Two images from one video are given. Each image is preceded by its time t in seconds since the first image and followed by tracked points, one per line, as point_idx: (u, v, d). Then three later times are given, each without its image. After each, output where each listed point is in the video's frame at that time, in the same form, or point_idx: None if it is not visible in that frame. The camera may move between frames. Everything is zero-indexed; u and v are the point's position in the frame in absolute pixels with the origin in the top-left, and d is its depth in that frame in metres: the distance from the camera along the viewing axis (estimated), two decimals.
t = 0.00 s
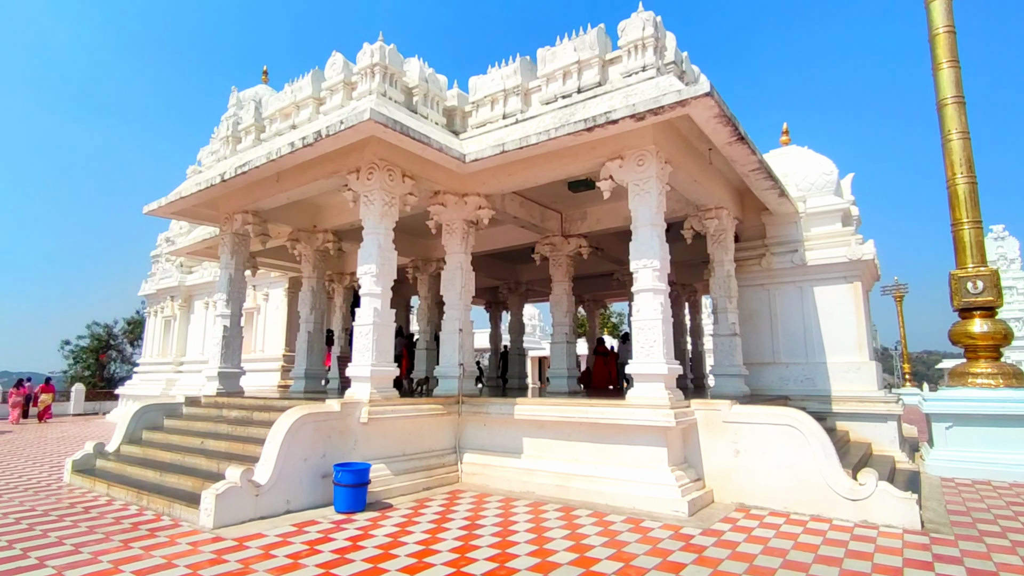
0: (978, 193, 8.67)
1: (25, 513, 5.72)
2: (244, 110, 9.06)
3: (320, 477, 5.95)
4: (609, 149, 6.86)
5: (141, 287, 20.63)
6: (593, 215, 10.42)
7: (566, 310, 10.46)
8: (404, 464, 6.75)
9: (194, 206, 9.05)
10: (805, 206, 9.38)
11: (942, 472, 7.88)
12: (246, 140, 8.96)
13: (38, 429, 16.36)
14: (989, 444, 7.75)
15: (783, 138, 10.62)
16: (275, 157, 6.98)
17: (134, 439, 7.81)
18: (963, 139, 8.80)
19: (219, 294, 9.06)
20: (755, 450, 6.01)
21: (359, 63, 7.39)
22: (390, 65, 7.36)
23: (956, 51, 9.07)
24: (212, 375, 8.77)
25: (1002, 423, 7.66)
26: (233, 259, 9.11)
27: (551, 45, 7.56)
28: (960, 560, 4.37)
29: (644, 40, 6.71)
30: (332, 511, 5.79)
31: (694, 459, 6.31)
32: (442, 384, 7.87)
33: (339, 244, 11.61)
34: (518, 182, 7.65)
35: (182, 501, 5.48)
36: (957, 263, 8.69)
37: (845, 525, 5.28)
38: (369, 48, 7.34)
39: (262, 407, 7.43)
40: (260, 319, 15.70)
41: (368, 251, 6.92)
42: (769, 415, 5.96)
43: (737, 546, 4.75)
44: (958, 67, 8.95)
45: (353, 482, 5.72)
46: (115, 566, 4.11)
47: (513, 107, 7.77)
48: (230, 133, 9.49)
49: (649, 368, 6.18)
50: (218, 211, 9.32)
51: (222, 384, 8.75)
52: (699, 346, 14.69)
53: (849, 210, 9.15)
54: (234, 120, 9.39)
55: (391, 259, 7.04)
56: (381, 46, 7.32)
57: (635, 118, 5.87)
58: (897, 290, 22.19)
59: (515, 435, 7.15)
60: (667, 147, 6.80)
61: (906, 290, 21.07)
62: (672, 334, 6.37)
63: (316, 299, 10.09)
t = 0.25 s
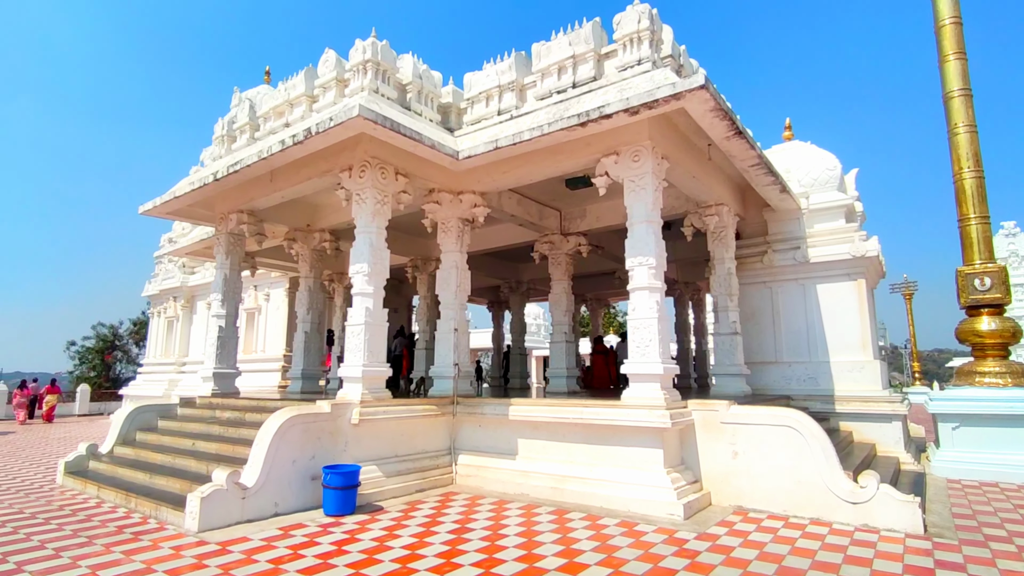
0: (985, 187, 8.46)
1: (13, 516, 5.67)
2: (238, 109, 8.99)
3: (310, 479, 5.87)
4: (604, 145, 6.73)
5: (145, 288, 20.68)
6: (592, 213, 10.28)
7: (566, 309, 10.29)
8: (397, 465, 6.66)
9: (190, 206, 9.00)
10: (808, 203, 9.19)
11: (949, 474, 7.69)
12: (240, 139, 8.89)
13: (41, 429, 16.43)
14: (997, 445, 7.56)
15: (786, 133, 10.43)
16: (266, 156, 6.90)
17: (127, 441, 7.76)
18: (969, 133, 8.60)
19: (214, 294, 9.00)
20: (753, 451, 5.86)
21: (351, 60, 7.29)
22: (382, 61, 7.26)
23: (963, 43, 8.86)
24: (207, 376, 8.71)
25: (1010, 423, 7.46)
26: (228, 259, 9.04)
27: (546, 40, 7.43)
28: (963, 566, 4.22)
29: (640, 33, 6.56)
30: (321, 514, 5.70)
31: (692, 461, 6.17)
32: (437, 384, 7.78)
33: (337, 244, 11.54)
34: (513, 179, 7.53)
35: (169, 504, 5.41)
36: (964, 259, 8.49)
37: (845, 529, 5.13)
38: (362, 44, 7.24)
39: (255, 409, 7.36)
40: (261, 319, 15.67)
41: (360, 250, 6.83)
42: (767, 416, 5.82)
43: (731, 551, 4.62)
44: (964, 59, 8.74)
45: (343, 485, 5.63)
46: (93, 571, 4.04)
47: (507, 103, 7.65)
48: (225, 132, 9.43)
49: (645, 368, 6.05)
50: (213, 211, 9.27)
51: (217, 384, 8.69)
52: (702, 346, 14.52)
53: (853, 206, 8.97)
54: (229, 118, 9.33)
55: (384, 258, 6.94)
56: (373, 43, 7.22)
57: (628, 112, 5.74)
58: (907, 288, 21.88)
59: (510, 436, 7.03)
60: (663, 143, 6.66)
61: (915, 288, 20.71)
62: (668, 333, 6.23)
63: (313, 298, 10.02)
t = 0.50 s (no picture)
0: (990, 182, 8.26)
1: None
2: (230, 107, 8.92)
3: (295, 481, 5.77)
4: (596, 140, 6.60)
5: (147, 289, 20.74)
6: (589, 211, 10.15)
7: (563, 308, 10.10)
8: (385, 467, 6.56)
9: (182, 205, 8.94)
10: (808, 198, 8.99)
11: (952, 476, 7.50)
12: (232, 137, 8.81)
13: (44, 430, 16.50)
14: (1002, 446, 7.36)
15: (786, 128, 10.24)
16: (254, 153, 6.82)
17: (117, 442, 7.69)
18: (974, 126, 8.40)
19: (207, 294, 8.92)
20: (748, 453, 5.71)
21: (340, 56, 7.19)
22: (371, 57, 7.15)
23: (967, 34, 8.66)
24: (199, 376, 8.64)
25: (1016, 424, 7.26)
26: (220, 258, 8.96)
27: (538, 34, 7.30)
28: (960, 573, 4.05)
29: (632, 25, 6.41)
30: (305, 517, 5.60)
31: (685, 462, 6.03)
32: (429, 384, 7.70)
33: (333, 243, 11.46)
34: (505, 176, 7.41)
35: (151, 506, 5.34)
36: (968, 255, 8.30)
37: (841, 533, 4.98)
38: (350, 40, 7.14)
39: (244, 409, 7.28)
40: (260, 319, 15.63)
41: (348, 248, 6.74)
42: (761, 416, 5.67)
43: (721, 556, 4.48)
44: (968, 51, 8.54)
45: (327, 487, 5.52)
46: None
47: (499, 98, 7.53)
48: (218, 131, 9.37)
49: (636, 368, 5.91)
50: (206, 210, 9.21)
51: (210, 385, 8.63)
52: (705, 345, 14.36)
53: (854, 202, 8.78)
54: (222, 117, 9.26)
55: (373, 256, 6.84)
56: (362, 38, 7.11)
57: (618, 105, 5.61)
58: (916, 287, 21.57)
59: (501, 437, 6.91)
60: (656, 137, 6.52)
61: (924, 286, 20.40)
62: (661, 332, 6.09)
63: (307, 298, 9.93)
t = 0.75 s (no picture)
0: (992, 179, 8.10)
1: None
2: (221, 107, 8.85)
3: (278, 485, 5.68)
4: (586, 138, 6.49)
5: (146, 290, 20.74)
6: (584, 210, 10.03)
7: (558, 309, 9.98)
8: (373, 470, 6.46)
9: (173, 206, 8.88)
10: (805, 197, 8.88)
11: (953, 479, 7.34)
12: (222, 137, 8.75)
13: (42, 431, 16.50)
14: (1004, 449, 7.20)
15: (784, 126, 10.09)
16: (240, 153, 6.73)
17: (106, 445, 7.62)
18: (975, 122, 8.24)
19: (197, 295, 8.85)
20: (739, 457, 5.59)
21: (327, 54, 7.10)
22: (358, 55, 7.06)
23: (968, 29, 8.50)
24: (190, 379, 8.57)
25: (1018, 426, 7.10)
26: (211, 260, 8.88)
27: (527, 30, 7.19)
28: None
29: (622, 21, 6.29)
30: (288, 522, 5.51)
31: (676, 466, 5.91)
32: (419, 386, 7.60)
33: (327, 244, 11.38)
34: (496, 175, 7.31)
35: (131, 511, 5.26)
36: (970, 254, 8.13)
37: (834, 540, 4.85)
38: (337, 38, 7.05)
39: (232, 412, 7.20)
40: (258, 321, 15.58)
41: (335, 248, 6.64)
42: (754, 419, 5.54)
43: (708, 563, 4.36)
44: (969, 45, 8.38)
45: (310, 492, 5.43)
46: None
47: (489, 96, 7.42)
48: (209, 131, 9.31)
49: (626, 370, 5.79)
50: (198, 211, 9.14)
51: (200, 387, 8.55)
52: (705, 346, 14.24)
53: (852, 200, 8.63)
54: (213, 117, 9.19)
55: (360, 257, 6.74)
56: (349, 36, 7.02)
57: (605, 102, 5.49)
58: (921, 287, 21.31)
59: (491, 440, 6.81)
60: (647, 135, 6.40)
61: (929, 285, 20.14)
62: (651, 333, 5.97)
63: (300, 299, 9.85)
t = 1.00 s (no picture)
0: (993, 176, 7.94)
1: None
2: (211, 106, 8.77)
3: (261, 488, 5.59)
4: (575, 135, 6.37)
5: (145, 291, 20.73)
6: (579, 209, 9.91)
7: (552, 309, 9.86)
8: (359, 473, 6.36)
9: (163, 206, 8.81)
10: (802, 194, 8.72)
11: (953, 482, 7.18)
12: (213, 137, 8.68)
13: (40, 432, 16.48)
14: (1005, 452, 7.04)
15: (782, 123, 9.93)
16: (226, 151, 6.65)
17: (93, 447, 7.55)
18: (975, 118, 8.08)
19: (187, 295, 8.77)
20: (730, 460, 5.46)
21: (314, 51, 7.01)
22: (346, 52, 6.96)
23: (968, 23, 8.33)
24: (179, 380, 8.50)
25: (1019, 428, 6.94)
26: (201, 260, 8.80)
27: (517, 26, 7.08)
28: None
29: (611, 15, 6.16)
30: (270, 526, 5.41)
31: (666, 469, 5.79)
32: (409, 388, 7.49)
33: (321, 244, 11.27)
34: (485, 173, 7.20)
35: (109, 515, 5.18)
36: (970, 252, 7.96)
37: (826, 546, 4.72)
38: (324, 35, 6.95)
39: (219, 414, 7.12)
40: (254, 321, 15.52)
41: (321, 248, 6.55)
42: (745, 422, 5.41)
43: (694, 570, 4.23)
44: (970, 40, 8.21)
45: (292, 495, 5.34)
46: None
47: (479, 94, 7.32)
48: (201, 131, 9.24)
49: (615, 371, 5.66)
50: (188, 211, 9.06)
51: (189, 389, 8.48)
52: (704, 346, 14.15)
53: (850, 197, 8.48)
54: (203, 116, 9.12)
55: (347, 257, 6.65)
56: (336, 33, 6.92)
57: (592, 97, 5.37)
58: (926, 287, 21.07)
59: (480, 443, 6.70)
60: (637, 131, 6.28)
61: (935, 284, 19.90)
62: (641, 334, 5.84)
63: (292, 300, 9.76)
